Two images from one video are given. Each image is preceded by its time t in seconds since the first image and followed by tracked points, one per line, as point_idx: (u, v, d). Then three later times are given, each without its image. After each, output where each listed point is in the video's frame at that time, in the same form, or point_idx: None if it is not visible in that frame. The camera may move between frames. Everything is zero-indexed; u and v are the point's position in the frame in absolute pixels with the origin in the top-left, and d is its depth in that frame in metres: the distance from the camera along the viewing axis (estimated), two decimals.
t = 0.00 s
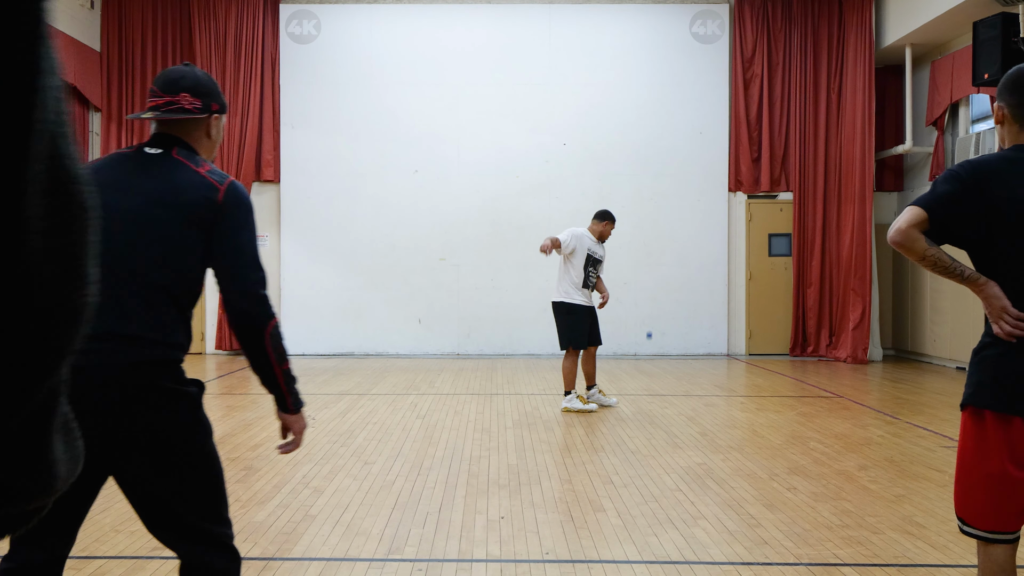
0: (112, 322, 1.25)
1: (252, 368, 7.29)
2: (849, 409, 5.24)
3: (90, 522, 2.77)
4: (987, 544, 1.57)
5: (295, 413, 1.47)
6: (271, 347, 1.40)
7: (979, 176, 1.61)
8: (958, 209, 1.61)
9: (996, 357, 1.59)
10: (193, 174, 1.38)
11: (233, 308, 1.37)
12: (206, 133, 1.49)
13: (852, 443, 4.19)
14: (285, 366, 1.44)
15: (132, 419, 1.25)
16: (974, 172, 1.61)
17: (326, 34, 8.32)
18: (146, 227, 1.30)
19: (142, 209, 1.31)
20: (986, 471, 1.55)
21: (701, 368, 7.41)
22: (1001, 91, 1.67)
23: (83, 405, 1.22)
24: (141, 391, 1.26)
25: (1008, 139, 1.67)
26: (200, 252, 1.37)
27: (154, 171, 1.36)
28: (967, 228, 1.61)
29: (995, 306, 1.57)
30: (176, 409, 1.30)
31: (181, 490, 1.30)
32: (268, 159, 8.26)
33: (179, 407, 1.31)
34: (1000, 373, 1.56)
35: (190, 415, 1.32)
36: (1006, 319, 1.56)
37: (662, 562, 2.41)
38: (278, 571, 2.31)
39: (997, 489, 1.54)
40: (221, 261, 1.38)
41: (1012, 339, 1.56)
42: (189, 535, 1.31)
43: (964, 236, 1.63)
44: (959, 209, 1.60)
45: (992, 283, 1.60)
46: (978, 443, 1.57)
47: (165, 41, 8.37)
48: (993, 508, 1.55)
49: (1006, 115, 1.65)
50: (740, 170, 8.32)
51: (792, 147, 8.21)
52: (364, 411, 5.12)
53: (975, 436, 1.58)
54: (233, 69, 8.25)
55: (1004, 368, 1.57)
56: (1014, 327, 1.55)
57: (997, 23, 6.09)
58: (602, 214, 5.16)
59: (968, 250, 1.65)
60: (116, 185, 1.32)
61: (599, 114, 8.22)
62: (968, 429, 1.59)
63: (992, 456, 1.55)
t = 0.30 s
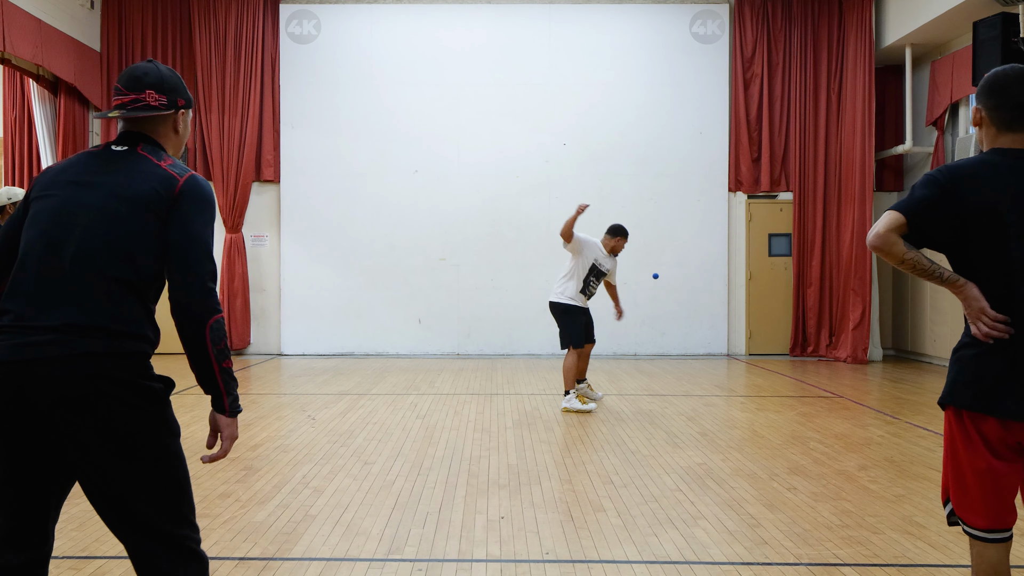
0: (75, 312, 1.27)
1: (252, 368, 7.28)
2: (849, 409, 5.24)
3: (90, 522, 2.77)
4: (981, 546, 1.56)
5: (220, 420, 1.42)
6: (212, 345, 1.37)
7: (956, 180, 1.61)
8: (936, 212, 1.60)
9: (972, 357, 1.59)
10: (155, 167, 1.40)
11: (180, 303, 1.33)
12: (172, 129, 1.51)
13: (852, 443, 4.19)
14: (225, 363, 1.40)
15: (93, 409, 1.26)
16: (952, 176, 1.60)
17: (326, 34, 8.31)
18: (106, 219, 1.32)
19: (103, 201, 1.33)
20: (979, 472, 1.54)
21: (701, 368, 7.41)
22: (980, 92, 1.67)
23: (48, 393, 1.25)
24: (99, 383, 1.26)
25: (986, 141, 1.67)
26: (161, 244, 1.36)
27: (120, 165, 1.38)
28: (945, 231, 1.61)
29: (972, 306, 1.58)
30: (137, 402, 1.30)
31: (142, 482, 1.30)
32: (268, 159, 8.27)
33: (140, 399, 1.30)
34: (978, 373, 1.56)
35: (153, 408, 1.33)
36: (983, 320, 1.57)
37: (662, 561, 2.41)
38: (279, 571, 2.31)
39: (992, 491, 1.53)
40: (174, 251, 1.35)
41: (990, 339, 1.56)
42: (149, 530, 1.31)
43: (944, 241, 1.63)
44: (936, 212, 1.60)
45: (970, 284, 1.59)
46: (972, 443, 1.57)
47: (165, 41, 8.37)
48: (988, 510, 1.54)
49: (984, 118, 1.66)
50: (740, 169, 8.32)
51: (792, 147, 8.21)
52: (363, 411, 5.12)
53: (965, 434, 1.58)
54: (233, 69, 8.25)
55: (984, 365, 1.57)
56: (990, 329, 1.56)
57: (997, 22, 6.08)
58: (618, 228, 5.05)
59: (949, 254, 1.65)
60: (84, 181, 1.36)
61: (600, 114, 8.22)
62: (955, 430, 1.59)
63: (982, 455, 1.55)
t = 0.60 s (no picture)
0: (90, 316, 1.27)
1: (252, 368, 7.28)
2: (849, 409, 5.24)
3: (90, 522, 2.77)
4: (981, 544, 1.55)
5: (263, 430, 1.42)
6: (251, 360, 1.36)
7: (954, 184, 1.61)
8: (935, 216, 1.61)
9: (972, 358, 1.59)
10: (188, 180, 1.40)
11: (213, 318, 1.32)
12: (205, 145, 1.52)
13: (852, 443, 4.19)
14: (265, 376, 1.40)
15: (105, 415, 1.26)
16: (950, 179, 1.61)
17: (326, 34, 8.31)
18: (134, 229, 1.31)
19: (132, 208, 1.33)
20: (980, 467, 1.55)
21: (701, 368, 7.41)
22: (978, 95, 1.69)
23: (61, 396, 1.25)
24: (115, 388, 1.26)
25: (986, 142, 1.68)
26: (187, 254, 1.36)
27: (155, 176, 1.39)
28: (946, 235, 1.61)
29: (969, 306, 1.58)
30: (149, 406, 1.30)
31: (148, 491, 1.30)
32: (268, 159, 8.28)
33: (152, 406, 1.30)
34: (980, 374, 1.56)
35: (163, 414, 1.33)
36: (983, 321, 1.56)
37: (663, 562, 2.41)
38: (278, 571, 2.31)
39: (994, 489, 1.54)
40: (203, 268, 1.36)
41: (991, 340, 1.56)
42: (155, 541, 1.31)
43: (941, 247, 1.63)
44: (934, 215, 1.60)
45: (971, 285, 1.60)
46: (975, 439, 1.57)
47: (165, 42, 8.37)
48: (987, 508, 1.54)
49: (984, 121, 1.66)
50: (740, 170, 8.32)
51: (792, 147, 8.22)
52: (363, 411, 5.12)
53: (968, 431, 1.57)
54: (233, 69, 8.25)
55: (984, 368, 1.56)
56: (987, 329, 1.56)
57: (997, 22, 6.08)
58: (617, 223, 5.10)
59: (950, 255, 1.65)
60: (117, 189, 1.36)
61: (600, 114, 8.22)
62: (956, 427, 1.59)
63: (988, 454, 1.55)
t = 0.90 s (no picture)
0: (61, 341, 1.24)
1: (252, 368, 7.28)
2: (849, 409, 5.24)
3: (91, 522, 2.77)
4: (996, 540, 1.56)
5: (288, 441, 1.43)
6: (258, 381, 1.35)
7: (978, 188, 1.62)
8: (962, 221, 1.62)
9: (1002, 360, 1.59)
10: (169, 200, 1.36)
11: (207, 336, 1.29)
12: (195, 164, 1.50)
13: (852, 443, 4.19)
14: (272, 387, 1.38)
15: (79, 437, 1.26)
16: (975, 184, 1.62)
17: (326, 34, 8.31)
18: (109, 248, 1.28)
19: (108, 235, 1.30)
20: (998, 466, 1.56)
21: (700, 368, 7.41)
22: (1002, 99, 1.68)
23: (38, 422, 1.24)
24: (84, 417, 1.26)
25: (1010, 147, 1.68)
26: (167, 278, 1.33)
27: (134, 200, 1.35)
28: (973, 239, 1.61)
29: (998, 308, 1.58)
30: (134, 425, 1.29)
31: (139, 503, 1.31)
32: (268, 159, 8.27)
33: (124, 429, 1.29)
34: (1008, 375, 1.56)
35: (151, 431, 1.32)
36: (1012, 323, 1.56)
37: (663, 562, 2.41)
38: (278, 571, 2.31)
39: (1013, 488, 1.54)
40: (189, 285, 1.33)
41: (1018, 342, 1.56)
42: (157, 548, 1.33)
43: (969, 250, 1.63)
44: (960, 219, 1.61)
45: (999, 289, 1.60)
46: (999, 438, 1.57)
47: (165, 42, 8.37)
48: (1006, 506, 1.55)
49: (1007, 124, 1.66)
50: (740, 170, 8.32)
51: (792, 147, 8.22)
52: (363, 411, 5.12)
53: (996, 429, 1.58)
54: (233, 69, 8.24)
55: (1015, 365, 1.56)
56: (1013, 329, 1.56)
57: (998, 23, 6.09)
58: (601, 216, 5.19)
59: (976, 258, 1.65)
60: (97, 208, 1.34)
61: (599, 114, 8.22)
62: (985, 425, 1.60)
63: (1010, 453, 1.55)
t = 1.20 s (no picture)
0: None
1: (252, 368, 7.29)
2: (849, 409, 5.24)
3: (91, 522, 2.76)
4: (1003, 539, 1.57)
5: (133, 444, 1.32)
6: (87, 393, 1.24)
7: (995, 192, 1.73)
8: (977, 221, 1.73)
9: (1010, 353, 1.70)
10: None
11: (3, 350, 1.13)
12: (19, 169, 1.27)
13: (852, 443, 4.19)
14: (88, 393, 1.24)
15: None
16: (990, 189, 1.73)
17: (326, 35, 8.31)
18: None
19: None
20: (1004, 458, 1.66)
21: (700, 368, 7.41)
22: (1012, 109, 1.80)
23: None
24: None
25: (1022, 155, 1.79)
26: None
27: None
28: (987, 238, 1.73)
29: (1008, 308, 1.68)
30: None
31: None
32: (268, 160, 8.28)
33: None
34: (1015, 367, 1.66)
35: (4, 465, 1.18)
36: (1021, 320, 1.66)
37: (662, 562, 2.41)
38: (278, 571, 2.31)
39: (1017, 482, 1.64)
40: None
41: None
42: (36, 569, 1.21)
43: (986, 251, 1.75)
44: (977, 222, 1.73)
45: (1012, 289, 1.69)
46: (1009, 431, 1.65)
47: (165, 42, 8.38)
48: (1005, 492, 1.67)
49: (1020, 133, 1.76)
50: (740, 170, 8.33)
51: (792, 147, 8.22)
52: (363, 411, 5.12)
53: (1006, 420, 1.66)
54: (233, 69, 8.25)
55: None
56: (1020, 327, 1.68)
57: (998, 23, 6.09)
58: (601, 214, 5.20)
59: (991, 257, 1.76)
60: None
61: (599, 114, 8.22)
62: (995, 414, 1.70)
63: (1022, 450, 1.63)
